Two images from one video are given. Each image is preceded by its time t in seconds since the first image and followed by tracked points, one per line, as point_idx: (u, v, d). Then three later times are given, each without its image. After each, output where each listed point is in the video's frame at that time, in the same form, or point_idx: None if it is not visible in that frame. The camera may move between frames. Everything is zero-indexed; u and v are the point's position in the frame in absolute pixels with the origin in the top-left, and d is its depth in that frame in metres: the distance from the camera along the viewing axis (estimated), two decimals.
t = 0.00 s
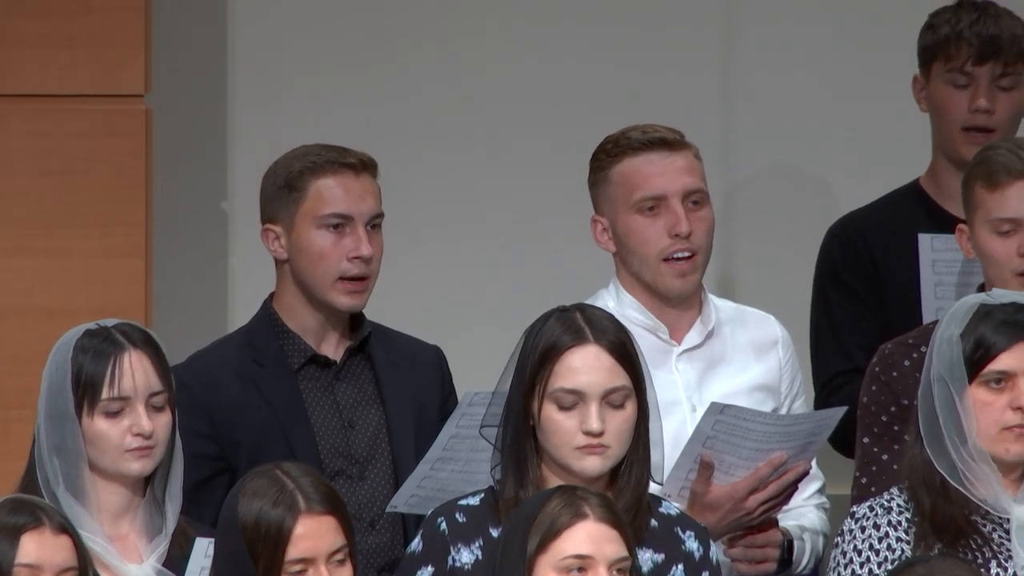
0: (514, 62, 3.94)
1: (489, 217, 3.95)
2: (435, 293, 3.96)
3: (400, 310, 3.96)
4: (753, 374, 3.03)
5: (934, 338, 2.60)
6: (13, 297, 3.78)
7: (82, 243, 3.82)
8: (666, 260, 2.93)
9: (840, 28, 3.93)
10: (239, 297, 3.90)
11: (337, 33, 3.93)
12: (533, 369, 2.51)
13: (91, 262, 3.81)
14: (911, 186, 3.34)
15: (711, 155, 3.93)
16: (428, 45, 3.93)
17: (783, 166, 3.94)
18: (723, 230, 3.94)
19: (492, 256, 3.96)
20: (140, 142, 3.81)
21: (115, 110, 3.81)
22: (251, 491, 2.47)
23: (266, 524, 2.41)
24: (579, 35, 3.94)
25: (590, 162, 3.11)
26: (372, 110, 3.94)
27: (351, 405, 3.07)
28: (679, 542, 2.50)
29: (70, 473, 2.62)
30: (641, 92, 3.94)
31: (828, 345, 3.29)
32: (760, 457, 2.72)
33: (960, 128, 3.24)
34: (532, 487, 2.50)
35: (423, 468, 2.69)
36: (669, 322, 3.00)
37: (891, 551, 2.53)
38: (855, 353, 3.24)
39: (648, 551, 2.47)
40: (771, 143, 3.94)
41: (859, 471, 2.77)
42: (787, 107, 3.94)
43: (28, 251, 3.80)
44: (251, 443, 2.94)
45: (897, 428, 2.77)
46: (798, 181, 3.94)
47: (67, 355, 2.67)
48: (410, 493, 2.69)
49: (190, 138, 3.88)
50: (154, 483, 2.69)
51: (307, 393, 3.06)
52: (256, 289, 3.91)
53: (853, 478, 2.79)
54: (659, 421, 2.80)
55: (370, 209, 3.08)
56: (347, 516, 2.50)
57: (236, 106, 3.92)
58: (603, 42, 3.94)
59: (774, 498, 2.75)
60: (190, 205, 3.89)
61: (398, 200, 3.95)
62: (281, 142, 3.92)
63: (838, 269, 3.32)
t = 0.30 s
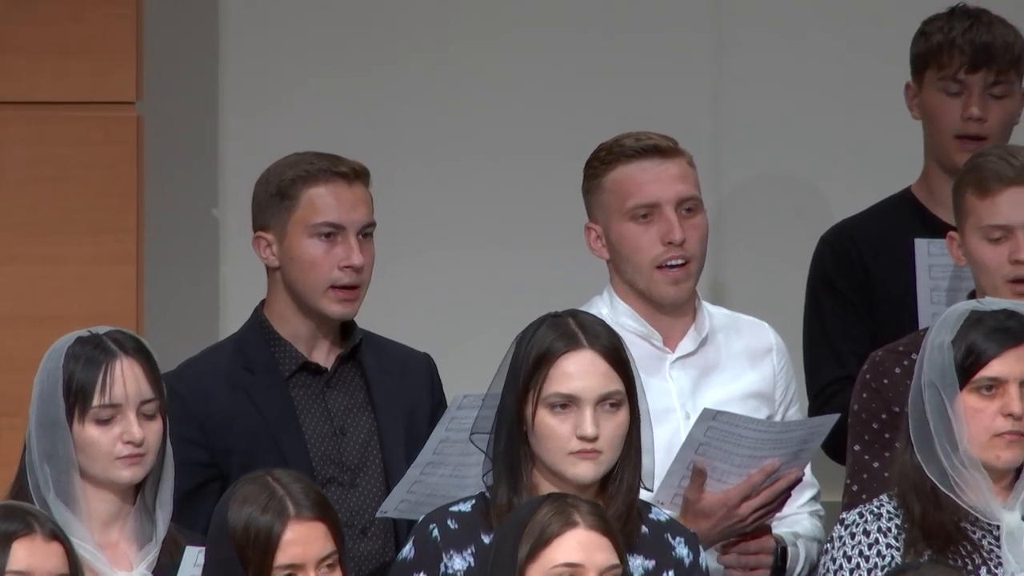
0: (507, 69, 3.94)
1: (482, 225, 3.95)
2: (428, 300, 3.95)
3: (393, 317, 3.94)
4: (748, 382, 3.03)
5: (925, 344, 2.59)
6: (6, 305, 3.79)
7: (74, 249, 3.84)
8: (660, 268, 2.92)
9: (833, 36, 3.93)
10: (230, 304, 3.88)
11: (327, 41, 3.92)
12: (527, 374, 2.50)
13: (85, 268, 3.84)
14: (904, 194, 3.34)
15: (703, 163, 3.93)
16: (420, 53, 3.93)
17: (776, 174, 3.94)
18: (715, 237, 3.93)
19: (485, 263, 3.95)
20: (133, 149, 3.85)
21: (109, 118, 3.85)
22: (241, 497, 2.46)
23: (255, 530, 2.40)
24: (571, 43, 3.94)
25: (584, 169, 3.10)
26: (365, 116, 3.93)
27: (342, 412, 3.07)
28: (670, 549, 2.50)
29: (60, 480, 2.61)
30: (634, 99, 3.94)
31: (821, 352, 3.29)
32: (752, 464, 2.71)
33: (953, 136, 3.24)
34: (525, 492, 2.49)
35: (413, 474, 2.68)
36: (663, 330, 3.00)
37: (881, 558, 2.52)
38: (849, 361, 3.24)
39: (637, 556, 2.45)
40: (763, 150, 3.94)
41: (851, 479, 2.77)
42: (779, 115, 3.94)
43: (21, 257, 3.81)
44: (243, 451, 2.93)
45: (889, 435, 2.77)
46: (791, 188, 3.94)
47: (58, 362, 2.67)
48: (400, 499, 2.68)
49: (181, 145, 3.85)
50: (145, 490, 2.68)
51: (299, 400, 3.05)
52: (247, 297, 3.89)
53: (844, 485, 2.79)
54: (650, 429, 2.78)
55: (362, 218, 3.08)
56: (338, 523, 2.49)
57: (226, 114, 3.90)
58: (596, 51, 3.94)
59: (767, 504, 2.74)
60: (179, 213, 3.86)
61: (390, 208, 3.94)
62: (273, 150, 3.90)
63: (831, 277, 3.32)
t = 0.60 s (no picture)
0: (497, 76, 3.94)
1: (472, 232, 3.96)
2: (419, 308, 3.96)
3: (384, 324, 3.95)
4: (741, 389, 3.03)
5: (913, 351, 2.60)
6: None
7: (64, 256, 3.77)
8: (654, 275, 2.92)
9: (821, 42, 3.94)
10: (221, 311, 3.91)
11: (318, 48, 3.92)
12: (519, 378, 2.50)
13: (73, 276, 3.77)
14: (895, 201, 3.34)
15: (694, 171, 3.94)
16: (411, 60, 3.93)
17: (766, 181, 3.95)
18: (706, 245, 3.94)
19: (476, 271, 3.96)
20: (123, 155, 3.79)
21: (95, 123, 3.78)
22: (232, 502, 2.45)
23: (246, 535, 2.39)
24: (561, 49, 3.94)
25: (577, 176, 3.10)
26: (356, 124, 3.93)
27: (333, 419, 3.06)
28: (660, 554, 2.49)
29: (50, 485, 2.60)
30: (624, 105, 3.95)
31: (812, 359, 3.30)
32: (745, 471, 2.71)
33: (939, 144, 3.25)
34: (517, 496, 2.49)
35: (402, 480, 2.66)
36: (656, 337, 3.00)
37: (871, 565, 2.52)
38: (839, 367, 3.25)
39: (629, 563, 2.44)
40: (754, 158, 3.95)
41: (842, 486, 2.78)
42: (770, 123, 3.95)
43: (9, 265, 3.74)
44: (234, 458, 2.92)
45: (879, 442, 2.78)
46: (781, 196, 3.95)
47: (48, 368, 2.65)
48: (391, 506, 2.66)
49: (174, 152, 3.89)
50: (134, 497, 2.67)
51: (289, 407, 3.04)
52: (239, 303, 3.91)
53: (836, 492, 2.80)
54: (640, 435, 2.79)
55: (354, 226, 3.07)
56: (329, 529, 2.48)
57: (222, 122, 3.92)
58: (586, 58, 3.94)
59: (759, 511, 2.74)
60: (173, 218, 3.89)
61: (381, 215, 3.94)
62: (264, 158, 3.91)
63: (822, 283, 3.33)
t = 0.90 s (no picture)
0: (489, 82, 3.95)
1: (464, 239, 3.96)
2: (410, 315, 3.96)
3: (375, 331, 3.95)
4: (732, 396, 3.03)
5: (904, 359, 2.60)
6: None
7: (52, 263, 3.76)
8: (648, 280, 2.91)
9: (813, 50, 3.95)
10: (212, 320, 3.91)
11: (308, 53, 3.93)
12: (505, 384, 2.49)
13: (64, 283, 3.77)
14: (889, 209, 3.34)
15: (686, 178, 3.94)
16: (403, 67, 3.93)
17: (757, 189, 3.95)
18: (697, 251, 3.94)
19: (467, 278, 3.96)
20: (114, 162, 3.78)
21: (86, 131, 3.77)
22: (225, 511, 2.45)
23: (238, 543, 2.39)
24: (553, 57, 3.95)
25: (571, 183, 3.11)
26: (348, 130, 3.93)
27: (324, 427, 3.06)
28: (650, 560, 2.48)
29: (38, 492, 2.60)
30: (616, 112, 3.95)
31: (803, 367, 3.31)
32: (736, 477, 2.71)
33: (929, 153, 3.25)
34: (505, 503, 2.48)
35: (397, 488, 2.67)
36: (647, 343, 3.00)
37: (863, 572, 2.51)
38: (828, 374, 3.26)
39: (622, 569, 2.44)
40: (745, 166, 3.95)
41: (832, 493, 2.79)
42: (760, 131, 3.96)
43: None
44: (226, 465, 2.92)
45: (869, 449, 2.79)
46: (773, 203, 3.96)
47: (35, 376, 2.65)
48: (385, 514, 2.67)
49: (166, 159, 3.89)
50: (122, 504, 2.66)
51: (281, 415, 3.04)
52: (229, 310, 3.91)
53: (826, 500, 2.81)
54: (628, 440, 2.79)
55: (346, 238, 3.04)
56: (322, 537, 2.48)
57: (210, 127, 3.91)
58: (578, 66, 3.95)
59: (750, 518, 2.73)
60: (164, 226, 3.89)
61: (372, 223, 3.94)
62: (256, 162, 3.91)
63: (813, 290, 3.34)
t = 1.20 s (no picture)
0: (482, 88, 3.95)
1: (456, 246, 3.96)
2: (402, 322, 3.95)
3: (368, 338, 3.95)
4: (724, 403, 3.03)
5: (895, 367, 2.60)
6: None
7: (47, 269, 3.84)
8: (639, 287, 2.91)
9: (806, 55, 3.95)
10: (206, 329, 3.86)
11: (299, 58, 3.92)
12: (493, 389, 2.49)
13: (59, 288, 3.84)
14: (881, 215, 3.35)
15: (679, 184, 3.94)
16: (395, 73, 3.93)
17: (750, 195, 3.95)
18: (690, 258, 3.94)
19: (460, 284, 3.96)
20: (107, 168, 3.85)
21: (80, 138, 3.85)
22: (218, 518, 2.44)
23: (231, 549, 2.39)
24: (546, 63, 3.95)
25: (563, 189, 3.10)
26: (341, 136, 3.93)
27: (317, 434, 3.05)
28: (642, 564, 2.47)
29: (26, 497, 2.59)
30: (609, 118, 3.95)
31: (795, 375, 3.31)
32: (728, 484, 2.71)
33: (921, 157, 3.25)
34: (494, 509, 2.48)
35: (394, 497, 2.66)
36: (639, 350, 3.00)
37: None
38: (821, 381, 3.26)
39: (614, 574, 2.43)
40: (738, 172, 3.95)
41: (824, 501, 2.80)
42: (753, 137, 3.96)
43: None
44: (219, 472, 2.92)
45: (860, 457, 2.80)
46: (766, 209, 3.96)
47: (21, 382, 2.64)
48: (380, 522, 2.66)
49: (156, 163, 3.84)
50: (111, 509, 2.65)
51: (274, 422, 3.04)
52: (222, 316, 3.87)
53: (817, 508, 2.82)
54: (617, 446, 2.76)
55: (336, 245, 3.03)
56: (315, 546, 2.47)
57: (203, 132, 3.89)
58: (570, 72, 3.95)
59: (743, 525, 2.73)
60: (157, 232, 3.85)
61: (364, 229, 3.95)
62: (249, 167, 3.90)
63: (805, 297, 3.34)
